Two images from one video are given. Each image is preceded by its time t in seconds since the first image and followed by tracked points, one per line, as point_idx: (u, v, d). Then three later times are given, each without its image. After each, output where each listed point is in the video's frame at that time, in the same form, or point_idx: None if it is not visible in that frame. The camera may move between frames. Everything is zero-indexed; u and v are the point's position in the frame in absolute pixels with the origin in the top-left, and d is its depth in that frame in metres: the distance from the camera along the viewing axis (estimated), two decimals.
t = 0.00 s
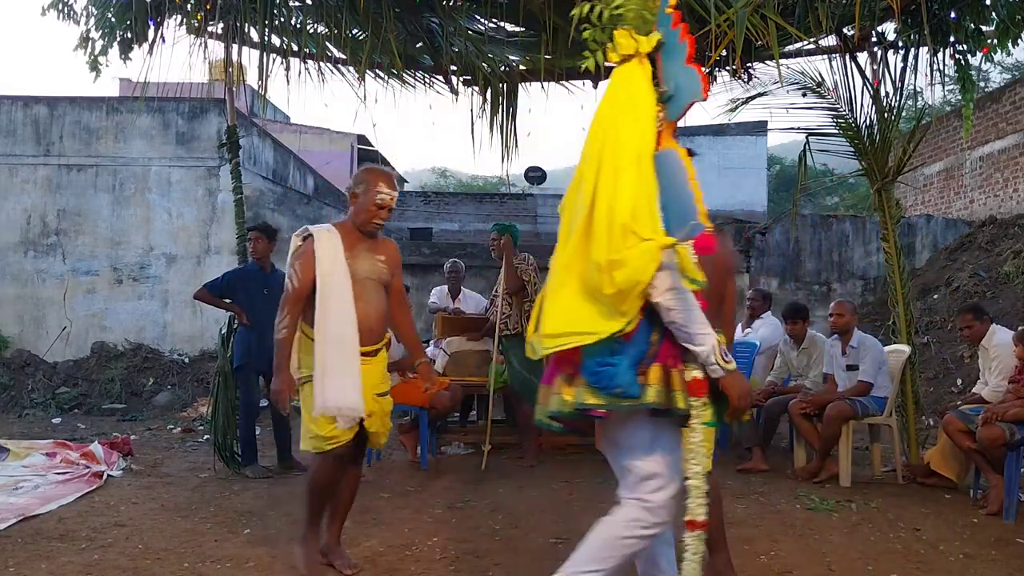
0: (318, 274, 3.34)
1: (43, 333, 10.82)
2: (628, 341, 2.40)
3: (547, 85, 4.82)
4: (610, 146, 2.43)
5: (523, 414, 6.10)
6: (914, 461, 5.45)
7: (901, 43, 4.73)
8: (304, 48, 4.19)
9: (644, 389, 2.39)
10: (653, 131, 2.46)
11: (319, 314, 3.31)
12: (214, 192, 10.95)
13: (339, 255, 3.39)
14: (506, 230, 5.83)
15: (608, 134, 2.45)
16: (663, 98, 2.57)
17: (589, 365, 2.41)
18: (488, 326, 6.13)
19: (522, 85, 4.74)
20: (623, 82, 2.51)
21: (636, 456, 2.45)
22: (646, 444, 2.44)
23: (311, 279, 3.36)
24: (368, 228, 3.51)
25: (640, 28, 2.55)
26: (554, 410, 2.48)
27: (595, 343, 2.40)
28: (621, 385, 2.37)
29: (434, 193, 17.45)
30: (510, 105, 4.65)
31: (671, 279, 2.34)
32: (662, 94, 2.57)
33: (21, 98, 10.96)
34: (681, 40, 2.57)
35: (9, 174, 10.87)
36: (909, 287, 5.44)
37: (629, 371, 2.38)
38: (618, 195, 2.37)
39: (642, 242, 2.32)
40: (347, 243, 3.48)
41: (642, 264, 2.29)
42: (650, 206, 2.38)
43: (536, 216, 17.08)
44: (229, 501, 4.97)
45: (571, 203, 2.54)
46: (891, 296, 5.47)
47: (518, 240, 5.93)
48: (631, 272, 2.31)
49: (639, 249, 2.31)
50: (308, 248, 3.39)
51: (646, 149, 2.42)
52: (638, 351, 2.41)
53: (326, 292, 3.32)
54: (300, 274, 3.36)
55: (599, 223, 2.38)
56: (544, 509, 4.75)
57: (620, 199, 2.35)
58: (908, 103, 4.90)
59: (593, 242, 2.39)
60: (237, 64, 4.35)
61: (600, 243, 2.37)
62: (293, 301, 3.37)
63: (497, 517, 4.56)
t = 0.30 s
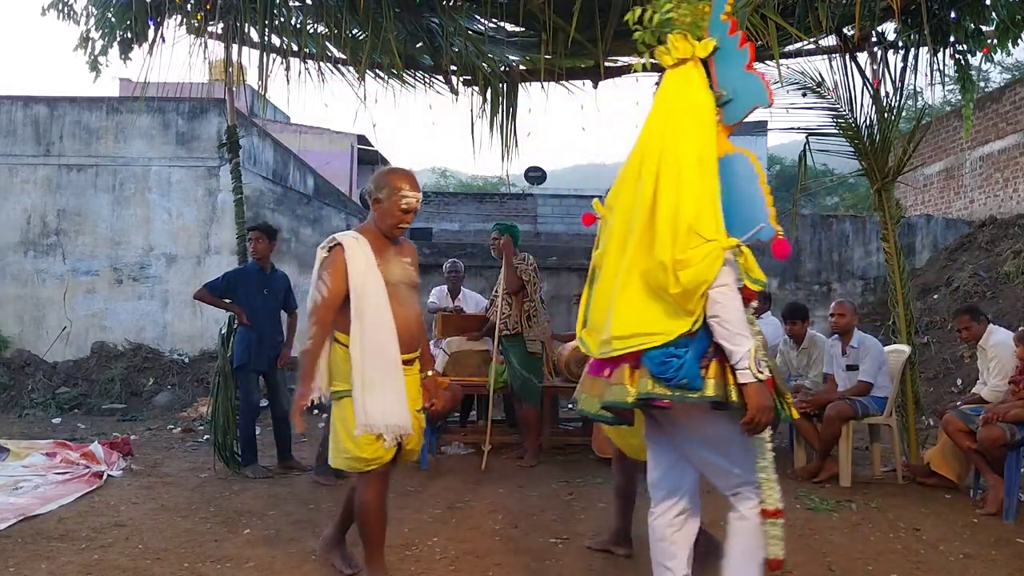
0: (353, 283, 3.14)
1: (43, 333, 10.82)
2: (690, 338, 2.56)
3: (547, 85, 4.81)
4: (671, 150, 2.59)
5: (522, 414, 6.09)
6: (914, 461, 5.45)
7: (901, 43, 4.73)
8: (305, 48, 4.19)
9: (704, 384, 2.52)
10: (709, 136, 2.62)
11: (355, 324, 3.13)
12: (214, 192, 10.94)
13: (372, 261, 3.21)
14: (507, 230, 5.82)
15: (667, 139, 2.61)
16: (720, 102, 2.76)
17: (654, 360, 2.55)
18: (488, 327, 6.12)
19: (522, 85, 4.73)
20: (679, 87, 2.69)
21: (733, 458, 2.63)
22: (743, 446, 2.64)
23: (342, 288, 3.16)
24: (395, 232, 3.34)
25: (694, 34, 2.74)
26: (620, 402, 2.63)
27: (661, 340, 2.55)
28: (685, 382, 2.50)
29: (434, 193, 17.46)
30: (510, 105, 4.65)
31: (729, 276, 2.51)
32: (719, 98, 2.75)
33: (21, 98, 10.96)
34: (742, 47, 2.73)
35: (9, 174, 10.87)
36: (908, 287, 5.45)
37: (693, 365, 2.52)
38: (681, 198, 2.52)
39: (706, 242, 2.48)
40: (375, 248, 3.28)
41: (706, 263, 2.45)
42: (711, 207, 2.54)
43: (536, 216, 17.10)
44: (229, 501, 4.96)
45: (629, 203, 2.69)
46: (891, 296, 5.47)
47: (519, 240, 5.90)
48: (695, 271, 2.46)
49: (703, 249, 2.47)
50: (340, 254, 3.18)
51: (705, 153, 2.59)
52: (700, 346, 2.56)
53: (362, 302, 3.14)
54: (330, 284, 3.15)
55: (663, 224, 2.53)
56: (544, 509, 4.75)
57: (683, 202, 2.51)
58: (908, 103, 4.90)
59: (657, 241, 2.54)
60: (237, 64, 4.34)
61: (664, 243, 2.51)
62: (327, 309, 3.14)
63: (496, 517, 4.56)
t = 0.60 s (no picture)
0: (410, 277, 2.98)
1: (43, 333, 10.83)
2: (757, 349, 2.54)
3: (547, 85, 4.81)
4: (732, 160, 2.57)
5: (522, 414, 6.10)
6: (914, 461, 5.45)
7: (901, 43, 4.73)
8: (305, 48, 4.19)
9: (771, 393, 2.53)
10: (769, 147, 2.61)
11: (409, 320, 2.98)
12: (214, 192, 10.95)
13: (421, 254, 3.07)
14: (508, 230, 5.83)
15: (727, 149, 2.58)
16: (776, 117, 2.76)
17: (724, 370, 2.53)
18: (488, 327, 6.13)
19: (522, 85, 4.73)
20: (737, 97, 2.69)
21: (778, 465, 2.59)
22: (790, 452, 2.60)
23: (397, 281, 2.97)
24: (427, 220, 3.20)
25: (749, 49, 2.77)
26: (684, 408, 2.60)
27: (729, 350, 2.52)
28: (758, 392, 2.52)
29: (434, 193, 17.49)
30: (510, 105, 4.65)
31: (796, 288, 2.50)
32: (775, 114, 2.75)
33: (21, 98, 10.97)
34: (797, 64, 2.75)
35: (9, 174, 10.87)
36: (908, 287, 5.46)
37: (761, 376, 2.51)
38: (748, 207, 2.50)
39: (775, 255, 2.47)
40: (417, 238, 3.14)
41: (778, 276, 2.44)
42: (777, 219, 2.52)
43: (536, 216, 17.12)
44: (229, 501, 4.96)
45: (686, 210, 2.64)
46: (891, 296, 5.47)
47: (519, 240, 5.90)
48: (768, 282, 2.45)
49: (773, 262, 2.46)
50: (391, 247, 3.00)
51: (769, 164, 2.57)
52: (768, 355, 2.55)
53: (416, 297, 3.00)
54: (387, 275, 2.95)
55: (728, 235, 2.50)
56: (544, 509, 4.75)
57: (752, 213, 2.49)
58: (908, 103, 4.90)
59: (723, 252, 2.51)
60: (237, 64, 4.34)
61: (732, 254, 2.49)
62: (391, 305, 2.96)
63: (496, 517, 4.56)
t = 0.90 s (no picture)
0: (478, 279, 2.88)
1: (43, 333, 10.83)
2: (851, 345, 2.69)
3: (547, 85, 4.79)
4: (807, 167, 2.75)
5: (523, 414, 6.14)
6: (914, 461, 5.46)
7: (901, 43, 4.72)
8: (305, 48, 4.18)
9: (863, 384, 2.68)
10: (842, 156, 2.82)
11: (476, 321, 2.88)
12: (214, 192, 10.95)
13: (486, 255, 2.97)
14: (509, 230, 5.84)
15: (814, 156, 2.76)
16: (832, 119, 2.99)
17: (831, 364, 2.63)
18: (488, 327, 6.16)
19: (521, 85, 4.71)
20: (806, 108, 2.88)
21: (825, 465, 2.79)
22: (838, 449, 2.78)
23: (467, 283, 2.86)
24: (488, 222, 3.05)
25: (798, 52, 3.01)
26: (790, 407, 2.65)
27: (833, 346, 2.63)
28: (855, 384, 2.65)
29: (434, 193, 17.50)
30: (510, 105, 4.62)
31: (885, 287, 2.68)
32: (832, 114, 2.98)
33: (20, 98, 10.97)
34: (850, 65, 2.98)
35: (9, 173, 10.86)
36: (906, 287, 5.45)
37: (857, 369, 2.67)
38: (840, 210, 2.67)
39: (867, 254, 2.64)
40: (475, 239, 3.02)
41: (875, 272, 2.61)
42: (860, 220, 2.70)
43: (536, 216, 17.12)
44: (229, 501, 4.96)
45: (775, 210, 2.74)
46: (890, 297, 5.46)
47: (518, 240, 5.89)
48: (869, 279, 2.61)
49: (868, 260, 2.63)
50: (457, 247, 2.89)
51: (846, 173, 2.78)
52: (861, 351, 2.71)
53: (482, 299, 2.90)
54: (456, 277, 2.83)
55: (822, 233, 2.65)
56: (544, 509, 4.75)
57: (845, 215, 2.66)
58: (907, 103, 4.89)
59: (822, 251, 2.64)
60: (237, 64, 4.34)
61: (831, 253, 2.63)
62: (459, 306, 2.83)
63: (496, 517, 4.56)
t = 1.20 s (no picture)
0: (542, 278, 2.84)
1: (43, 333, 10.83)
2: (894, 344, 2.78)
3: (547, 85, 4.78)
4: (853, 172, 2.82)
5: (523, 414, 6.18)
6: (915, 460, 5.46)
7: (901, 43, 4.70)
8: (305, 48, 4.18)
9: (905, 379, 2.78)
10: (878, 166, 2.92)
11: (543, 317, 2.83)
12: (214, 192, 10.95)
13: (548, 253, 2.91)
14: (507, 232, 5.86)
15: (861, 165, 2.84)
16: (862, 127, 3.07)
17: (887, 359, 2.68)
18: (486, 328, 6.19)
19: (521, 85, 4.71)
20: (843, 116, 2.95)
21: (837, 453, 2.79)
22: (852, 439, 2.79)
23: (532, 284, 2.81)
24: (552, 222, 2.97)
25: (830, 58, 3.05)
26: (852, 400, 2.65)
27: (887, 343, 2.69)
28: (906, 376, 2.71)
29: (434, 193, 17.49)
30: (510, 105, 4.60)
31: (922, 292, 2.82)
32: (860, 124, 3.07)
33: (21, 98, 10.97)
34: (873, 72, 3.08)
35: (9, 173, 10.87)
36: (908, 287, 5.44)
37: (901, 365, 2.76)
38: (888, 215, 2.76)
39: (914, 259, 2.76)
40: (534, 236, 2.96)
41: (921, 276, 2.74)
42: (904, 226, 2.80)
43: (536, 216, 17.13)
44: (229, 501, 4.96)
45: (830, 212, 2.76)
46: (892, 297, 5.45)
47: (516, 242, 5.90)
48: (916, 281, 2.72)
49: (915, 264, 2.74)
50: (521, 244, 2.83)
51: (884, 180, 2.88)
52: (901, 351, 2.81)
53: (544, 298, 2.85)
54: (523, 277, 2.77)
55: (875, 237, 2.72)
56: (544, 509, 4.75)
57: (894, 221, 2.76)
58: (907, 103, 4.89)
59: (877, 256, 2.70)
60: (237, 64, 4.34)
61: (886, 258, 2.71)
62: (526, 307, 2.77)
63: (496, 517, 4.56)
